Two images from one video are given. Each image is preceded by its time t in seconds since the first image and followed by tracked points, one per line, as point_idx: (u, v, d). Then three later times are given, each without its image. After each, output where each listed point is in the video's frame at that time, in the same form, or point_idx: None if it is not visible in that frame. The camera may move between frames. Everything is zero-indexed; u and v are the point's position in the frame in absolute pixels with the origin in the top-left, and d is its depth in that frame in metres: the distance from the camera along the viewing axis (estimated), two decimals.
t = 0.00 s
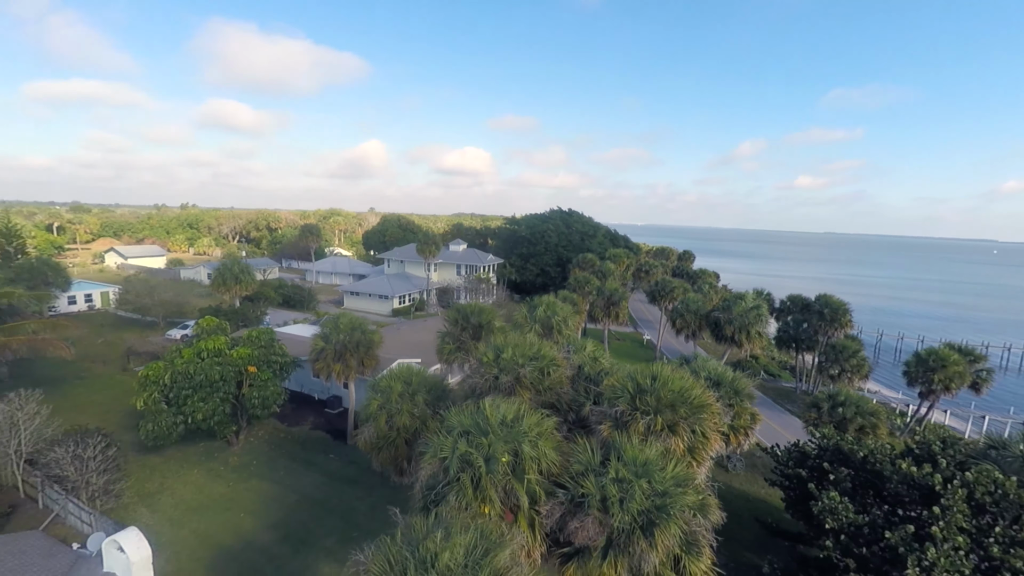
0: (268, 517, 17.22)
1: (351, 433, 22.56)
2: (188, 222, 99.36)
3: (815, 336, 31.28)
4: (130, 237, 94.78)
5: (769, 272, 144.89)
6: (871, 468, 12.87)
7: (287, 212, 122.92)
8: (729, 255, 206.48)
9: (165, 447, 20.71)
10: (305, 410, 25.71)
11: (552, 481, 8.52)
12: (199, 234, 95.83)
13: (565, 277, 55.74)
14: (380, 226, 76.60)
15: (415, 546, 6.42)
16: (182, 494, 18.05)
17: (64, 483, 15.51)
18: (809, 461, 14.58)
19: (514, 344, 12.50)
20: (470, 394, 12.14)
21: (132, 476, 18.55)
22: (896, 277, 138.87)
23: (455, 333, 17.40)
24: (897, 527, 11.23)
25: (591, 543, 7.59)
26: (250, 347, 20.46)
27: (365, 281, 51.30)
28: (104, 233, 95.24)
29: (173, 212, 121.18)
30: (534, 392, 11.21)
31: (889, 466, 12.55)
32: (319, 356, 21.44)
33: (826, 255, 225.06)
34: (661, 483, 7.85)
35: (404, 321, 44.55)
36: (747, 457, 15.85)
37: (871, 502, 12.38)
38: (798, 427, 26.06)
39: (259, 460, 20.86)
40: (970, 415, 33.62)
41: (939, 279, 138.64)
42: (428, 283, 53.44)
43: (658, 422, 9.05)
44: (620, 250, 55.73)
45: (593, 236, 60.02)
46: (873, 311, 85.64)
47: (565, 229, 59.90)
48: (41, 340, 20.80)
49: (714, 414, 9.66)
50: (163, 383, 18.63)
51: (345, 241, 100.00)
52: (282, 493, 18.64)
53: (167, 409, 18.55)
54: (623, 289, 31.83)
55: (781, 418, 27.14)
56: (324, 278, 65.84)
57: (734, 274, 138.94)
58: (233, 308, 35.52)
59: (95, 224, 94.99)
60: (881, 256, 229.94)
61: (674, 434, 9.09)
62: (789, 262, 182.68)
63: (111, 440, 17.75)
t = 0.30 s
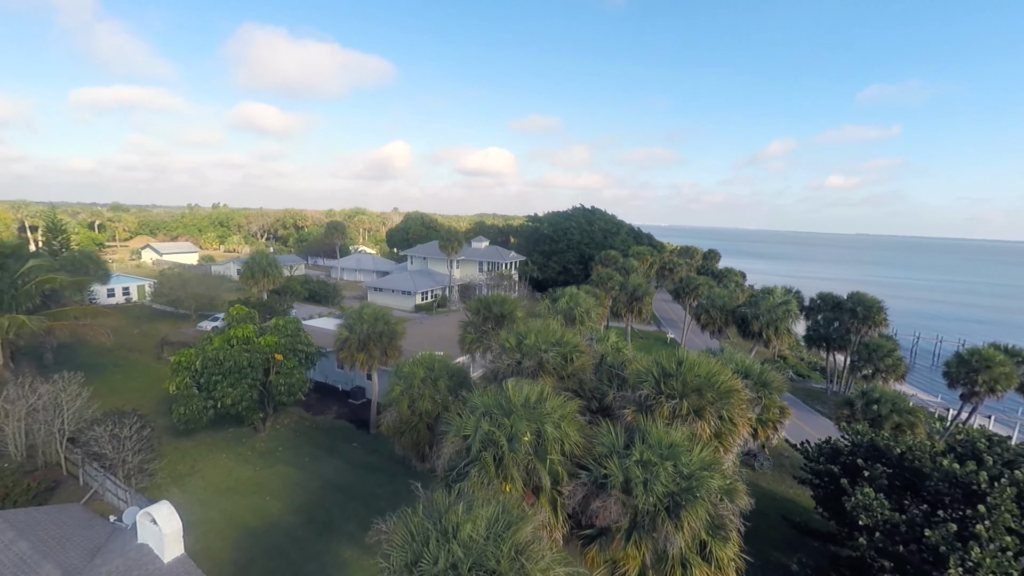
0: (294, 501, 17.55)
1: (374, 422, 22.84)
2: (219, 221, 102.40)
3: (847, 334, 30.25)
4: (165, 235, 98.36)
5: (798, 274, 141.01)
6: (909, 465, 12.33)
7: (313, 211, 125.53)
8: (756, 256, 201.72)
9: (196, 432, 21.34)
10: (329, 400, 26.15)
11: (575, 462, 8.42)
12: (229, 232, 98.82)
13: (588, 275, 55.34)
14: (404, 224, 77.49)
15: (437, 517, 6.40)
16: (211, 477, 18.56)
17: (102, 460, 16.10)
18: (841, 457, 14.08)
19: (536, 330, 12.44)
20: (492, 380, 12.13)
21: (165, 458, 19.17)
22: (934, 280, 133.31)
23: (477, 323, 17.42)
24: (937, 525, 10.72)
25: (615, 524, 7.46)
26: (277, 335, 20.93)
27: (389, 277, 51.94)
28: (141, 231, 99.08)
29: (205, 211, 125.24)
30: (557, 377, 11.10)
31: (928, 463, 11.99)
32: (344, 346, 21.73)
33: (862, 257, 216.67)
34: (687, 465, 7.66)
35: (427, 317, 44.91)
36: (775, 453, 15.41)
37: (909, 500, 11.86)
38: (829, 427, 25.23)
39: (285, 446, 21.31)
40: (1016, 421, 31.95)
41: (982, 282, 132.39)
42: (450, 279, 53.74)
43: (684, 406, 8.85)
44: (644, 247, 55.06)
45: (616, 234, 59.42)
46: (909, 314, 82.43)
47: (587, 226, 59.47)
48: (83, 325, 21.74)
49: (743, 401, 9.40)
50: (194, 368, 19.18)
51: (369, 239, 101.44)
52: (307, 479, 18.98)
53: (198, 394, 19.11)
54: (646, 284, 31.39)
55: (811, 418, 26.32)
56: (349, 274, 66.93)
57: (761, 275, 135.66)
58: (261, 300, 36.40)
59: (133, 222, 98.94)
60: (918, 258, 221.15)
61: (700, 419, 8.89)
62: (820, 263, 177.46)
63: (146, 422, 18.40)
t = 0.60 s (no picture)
0: (318, 487, 17.83)
1: (396, 412, 23.05)
2: (250, 220, 105.28)
3: (882, 333, 29.11)
4: (199, 233, 101.76)
5: (829, 275, 136.68)
6: (951, 462, 11.73)
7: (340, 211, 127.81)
8: (785, 257, 196.63)
9: (225, 418, 21.92)
10: (353, 391, 26.52)
11: (598, 444, 8.29)
12: (259, 231, 101.54)
13: (611, 273, 54.76)
14: (427, 222, 78.19)
15: (460, 488, 6.33)
16: (239, 462, 19.00)
17: (138, 441, 16.72)
18: (877, 454, 13.54)
19: (559, 316, 12.34)
20: (515, 365, 12.07)
21: (196, 442, 19.74)
22: (976, 282, 127.50)
23: (499, 312, 17.40)
24: (983, 524, 10.16)
25: (639, 505, 7.29)
26: (303, 325, 21.35)
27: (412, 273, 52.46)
28: (176, 230, 102.72)
29: (236, 211, 129.08)
30: (580, 362, 10.96)
31: (973, 460, 11.38)
32: (368, 336, 22.01)
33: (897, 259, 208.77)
34: (715, 448, 7.43)
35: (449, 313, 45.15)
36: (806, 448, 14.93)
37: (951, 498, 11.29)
38: (862, 428, 24.31)
39: (310, 434, 21.74)
40: None
41: None
42: (472, 276, 53.94)
43: (712, 389, 8.63)
44: (668, 245, 54.20)
45: (640, 232, 58.69)
46: (951, 317, 78.71)
47: (610, 224, 58.89)
48: (121, 310, 22.67)
49: (773, 386, 9.09)
50: (224, 355, 19.67)
51: (394, 238, 102.84)
52: (331, 466, 19.29)
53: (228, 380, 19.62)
54: (671, 280, 30.86)
55: (843, 419, 25.40)
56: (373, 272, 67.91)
57: (791, 276, 132.04)
58: (289, 294, 37.19)
59: (168, 222, 102.65)
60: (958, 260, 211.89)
61: (729, 403, 8.66)
62: (853, 265, 171.51)
63: (178, 405, 19.00)
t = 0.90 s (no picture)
0: (341, 473, 18.07)
1: (418, 402, 23.23)
2: (278, 218, 107.82)
3: (919, 332, 27.93)
4: (229, 231, 104.69)
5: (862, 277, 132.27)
6: (997, 458, 11.11)
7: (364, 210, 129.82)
8: (814, 258, 191.16)
9: (253, 405, 22.46)
10: (375, 382, 26.86)
11: (623, 425, 8.15)
12: (286, 228, 104.00)
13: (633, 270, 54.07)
14: (450, 220, 78.68)
15: (482, 459, 6.26)
16: (265, 447, 19.41)
17: (170, 423, 17.28)
18: (915, 450, 12.96)
19: (582, 302, 12.21)
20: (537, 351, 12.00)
21: (225, 427, 20.26)
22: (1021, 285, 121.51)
23: (521, 301, 17.32)
24: None
25: (664, 486, 7.12)
26: (328, 314, 21.69)
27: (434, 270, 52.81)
28: (208, 228, 105.99)
29: (264, 210, 132.58)
30: (603, 346, 10.79)
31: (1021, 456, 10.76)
32: (391, 326, 22.22)
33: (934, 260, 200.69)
34: (744, 429, 7.20)
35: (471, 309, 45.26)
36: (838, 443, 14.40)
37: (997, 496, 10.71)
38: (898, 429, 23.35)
39: (334, 422, 22.08)
40: None
41: None
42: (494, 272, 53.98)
43: (741, 371, 8.39)
44: (693, 242, 53.20)
45: (664, 230, 57.80)
46: (996, 321, 74.82)
47: (634, 221, 58.18)
48: (156, 298, 23.50)
49: (805, 370, 8.78)
50: (251, 343, 20.12)
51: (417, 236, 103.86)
52: (354, 453, 19.53)
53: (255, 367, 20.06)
54: (696, 275, 30.26)
55: (878, 420, 24.43)
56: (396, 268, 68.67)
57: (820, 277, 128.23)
58: (314, 287, 37.90)
59: (201, 220, 106.08)
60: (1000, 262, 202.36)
61: (759, 386, 8.42)
62: (888, 266, 165.32)
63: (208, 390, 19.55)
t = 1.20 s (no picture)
0: (364, 460, 18.27)
1: (440, 393, 23.34)
2: (305, 217, 110.15)
3: (961, 332, 26.67)
4: (258, 230, 107.40)
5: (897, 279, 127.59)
6: None
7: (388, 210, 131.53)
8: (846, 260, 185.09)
9: (279, 393, 22.92)
10: (398, 373, 27.09)
11: (648, 405, 7.99)
12: (312, 227, 106.21)
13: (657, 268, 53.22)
14: (472, 218, 78.97)
15: (505, 430, 6.20)
16: (291, 433, 19.78)
17: (201, 406, 17.82)
18: (956, 447, 12.35)
19: (606, 288, 12.03)
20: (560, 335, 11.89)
21: (252, 413, 20.75)
22: None
23: (543, 291, 17.16)
24: None
25: (691, 466, 6.92)
26: (352, 304, 22.01)
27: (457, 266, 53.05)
28: (238, 227, 109.01)
29: (292, 209, 135.76)
30: (628, 330, 10.59)
31: None
32: (414, 317, 22.40)
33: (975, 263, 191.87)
34: (776, 409, 6.95)
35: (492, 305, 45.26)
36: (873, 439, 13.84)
37: None
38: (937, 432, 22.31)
39: (357, 411, 22.39)
40: None
41: None
42: (516, 269, 53.92)
43: (773, 353, 8.16)
44: (719, 240, 52.08)
45: (689, 227, 56.78)
46: None
47: (658, 218, 57.37)
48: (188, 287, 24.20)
49: (841, 354, 8.44)
50: (278, 331, 20.56)
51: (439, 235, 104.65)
52: (376, 441, 19.75)
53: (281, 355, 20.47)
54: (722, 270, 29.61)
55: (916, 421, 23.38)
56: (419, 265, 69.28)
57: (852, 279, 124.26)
58: (339, 281, 38.52)
59: (231, 218, 109.14)
60: None
61: (792, 368, 8.16)
62: (925, 268, 158.88)
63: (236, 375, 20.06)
